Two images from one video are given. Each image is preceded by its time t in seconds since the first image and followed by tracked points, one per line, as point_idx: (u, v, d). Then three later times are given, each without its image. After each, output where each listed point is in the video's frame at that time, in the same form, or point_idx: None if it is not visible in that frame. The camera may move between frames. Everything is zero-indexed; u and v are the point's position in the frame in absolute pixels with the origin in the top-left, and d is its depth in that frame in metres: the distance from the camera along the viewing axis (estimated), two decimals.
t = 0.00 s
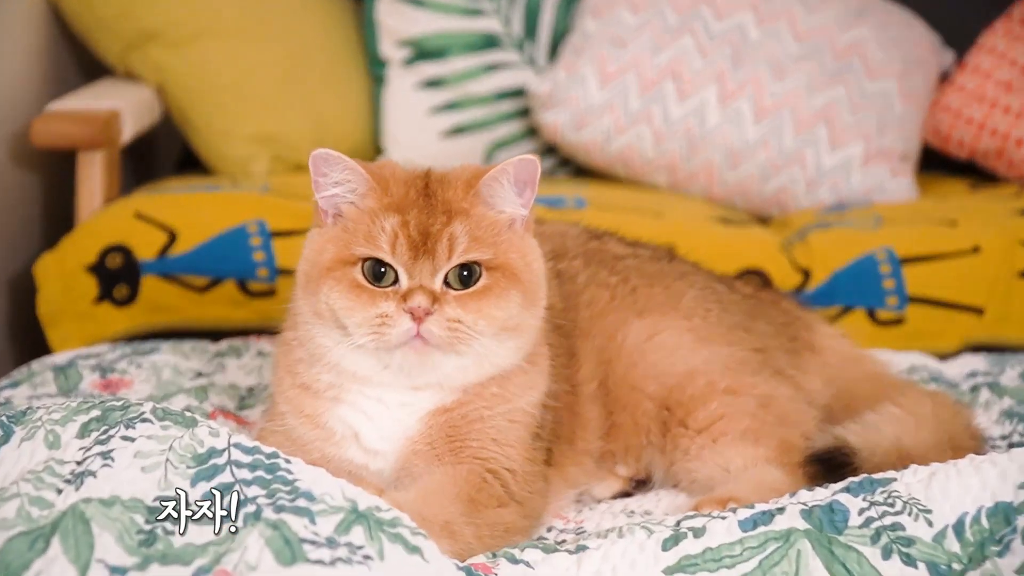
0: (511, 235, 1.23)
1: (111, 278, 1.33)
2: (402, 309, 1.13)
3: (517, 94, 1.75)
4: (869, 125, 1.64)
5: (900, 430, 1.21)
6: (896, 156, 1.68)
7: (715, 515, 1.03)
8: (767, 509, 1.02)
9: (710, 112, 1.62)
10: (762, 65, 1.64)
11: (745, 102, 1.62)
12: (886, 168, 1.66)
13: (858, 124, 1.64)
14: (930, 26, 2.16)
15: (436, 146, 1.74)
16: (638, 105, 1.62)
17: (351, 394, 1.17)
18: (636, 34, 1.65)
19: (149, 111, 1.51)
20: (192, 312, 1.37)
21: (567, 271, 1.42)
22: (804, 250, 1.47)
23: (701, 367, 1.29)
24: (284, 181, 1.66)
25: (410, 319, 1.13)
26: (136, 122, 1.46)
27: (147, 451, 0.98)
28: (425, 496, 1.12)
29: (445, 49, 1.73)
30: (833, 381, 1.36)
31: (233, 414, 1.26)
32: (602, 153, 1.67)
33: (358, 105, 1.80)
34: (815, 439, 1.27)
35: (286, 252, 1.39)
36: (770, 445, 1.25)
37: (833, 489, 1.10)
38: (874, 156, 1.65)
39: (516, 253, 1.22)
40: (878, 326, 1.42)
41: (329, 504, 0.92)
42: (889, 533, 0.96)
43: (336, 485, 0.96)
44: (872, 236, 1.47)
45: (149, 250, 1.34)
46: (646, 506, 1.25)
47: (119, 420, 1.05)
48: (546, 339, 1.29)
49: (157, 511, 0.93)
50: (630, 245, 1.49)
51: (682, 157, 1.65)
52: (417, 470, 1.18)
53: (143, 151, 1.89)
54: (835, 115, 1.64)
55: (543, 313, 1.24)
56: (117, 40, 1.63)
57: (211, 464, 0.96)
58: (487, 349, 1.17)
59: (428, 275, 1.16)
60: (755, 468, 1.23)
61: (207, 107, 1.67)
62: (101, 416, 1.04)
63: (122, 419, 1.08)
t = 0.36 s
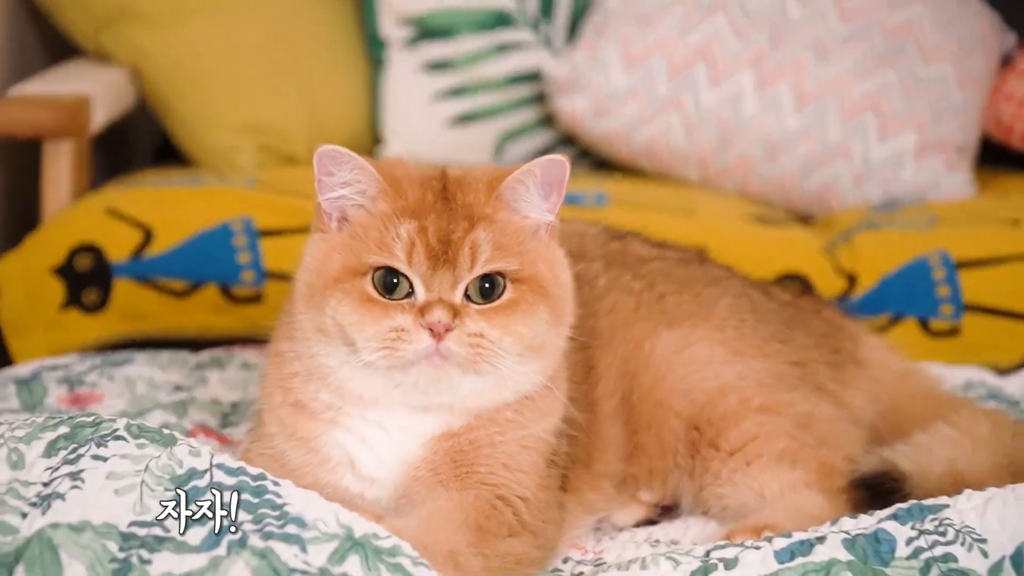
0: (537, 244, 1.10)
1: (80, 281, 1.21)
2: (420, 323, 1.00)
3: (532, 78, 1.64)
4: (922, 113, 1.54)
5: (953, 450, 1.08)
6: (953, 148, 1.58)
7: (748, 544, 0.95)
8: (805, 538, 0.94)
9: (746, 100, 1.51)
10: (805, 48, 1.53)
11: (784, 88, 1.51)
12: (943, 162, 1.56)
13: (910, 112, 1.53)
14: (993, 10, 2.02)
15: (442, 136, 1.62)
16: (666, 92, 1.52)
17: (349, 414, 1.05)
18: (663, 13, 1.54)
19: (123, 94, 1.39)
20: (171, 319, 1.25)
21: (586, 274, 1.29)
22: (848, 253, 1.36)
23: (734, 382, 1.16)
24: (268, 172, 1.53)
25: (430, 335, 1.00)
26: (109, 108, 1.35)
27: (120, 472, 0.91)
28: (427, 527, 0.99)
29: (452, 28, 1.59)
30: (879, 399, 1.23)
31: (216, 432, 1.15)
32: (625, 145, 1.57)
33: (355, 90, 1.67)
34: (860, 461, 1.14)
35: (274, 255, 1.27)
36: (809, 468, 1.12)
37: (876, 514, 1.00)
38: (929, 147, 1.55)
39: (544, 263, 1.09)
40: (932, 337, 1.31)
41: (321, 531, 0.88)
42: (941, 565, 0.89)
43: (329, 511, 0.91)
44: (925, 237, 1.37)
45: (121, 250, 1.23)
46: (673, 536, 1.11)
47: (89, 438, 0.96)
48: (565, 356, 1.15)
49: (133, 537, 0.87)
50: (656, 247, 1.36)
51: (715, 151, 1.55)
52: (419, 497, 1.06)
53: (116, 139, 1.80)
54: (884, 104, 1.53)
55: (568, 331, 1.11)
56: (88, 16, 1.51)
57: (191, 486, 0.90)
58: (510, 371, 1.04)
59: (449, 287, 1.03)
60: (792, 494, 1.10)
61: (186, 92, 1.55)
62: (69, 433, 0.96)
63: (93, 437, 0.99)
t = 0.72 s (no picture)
0: (551, 244, 0.98)
1: (38, 282, 1.13)
2: (424, 337, 0.89)
3: (540, 54, 1.52)
4: (973, 98, 1.44)
5: (1005, 470, 0.97)
6: (1006, 137, 1.47)
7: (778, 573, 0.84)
8: (841, 566, 0.84)
9: (779, 80, 1.43)
10: (844, 24, 1.44)
11: (821, 69, 1.43)
12: (995, 151, 1.45)
13: (959, 97, 1.44)
14: None
15: (443, 119, 1.51)
16: (690, 71, 1.44)
17: (337, 426, 0.93)
18: None
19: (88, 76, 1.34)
20: (137, 323, 1.17)
21: (601, 273, 1.16)
22: (891, 252, 1.29)
23: (765, 394, 1.04)
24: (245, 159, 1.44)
25: (435, 351, 0.89)
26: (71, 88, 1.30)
27: (85, 492, 0.80)
28: (423, 554, 0.89)
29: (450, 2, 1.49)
30: (923, 412, 1.11)
31: (190, 448, 1.03)
32: (643, 130, 1.50)
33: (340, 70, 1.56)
34: (902, 480, 1.02)
35: (252, 250, 1.19)
36: (845, 489, 0.99)
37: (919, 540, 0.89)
38: (980, 136, 1.45)
39: (560, 265, 0.97)
40: (983, 344, 1.24)
41: (306, 559, 0.79)
42: None
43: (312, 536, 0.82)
44: (977, 234, 1.29)
45: (83, 247, 1.15)
46: (696, 563, 0.97)
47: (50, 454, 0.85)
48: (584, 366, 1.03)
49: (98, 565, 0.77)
50: (677, 244, 1.24)
51: (743, 135, 1.47)
52: (417, 518, 0.94)
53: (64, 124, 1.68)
54: (931, 85, 1.43)
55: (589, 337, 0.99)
56: None
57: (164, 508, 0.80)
58: (523, 387, 0.93)
59: (456, 297, 0.92)
60: (828, 518, 0.98)
61: (158, 65, 1.46)
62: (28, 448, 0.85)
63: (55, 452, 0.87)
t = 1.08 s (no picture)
0: (547, 235, 0.91)
1: None
2: (411, 336, 0.81)
3: (533, 32, 1.46)
4: (1001, 78, 1.37)
5: None
6: None
7: None
8: None
9: (793, 59, 1.35)
10: None
11: (839, 47, 1.35)
12: None
13: (987, 76, 1.36)
14: None
15: (427, 99, 1.47)
16: (698, 50, 1.36)
17: (313, 429, 0.85)
18: None
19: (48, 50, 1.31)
20: (103, 319, 1.15)
21: (600, 266, 1.09)
22: (913, 245, 1.24)
23: (775, 398, 0.96)
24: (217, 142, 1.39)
25: (423, 351, 0.81)
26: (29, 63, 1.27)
27: (47, 500, 0.74)
28: (409, 570, 0.82)
29: None
30: (946, 416, 1.03)
31: (158, 455, 0.96)
32: (649, 113, 1.43)
33: (317, 53, 1.52)
34: (922, 485, 0.94)
35: (223, 245, 1.16)
36: (861, 496, 0.91)
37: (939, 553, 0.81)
38: (1010, 117, 1.38)
39: (556, 258, 0.90)
40: (1009, 343, 1.17)
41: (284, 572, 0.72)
42: None
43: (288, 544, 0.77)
44: (1005, 224, 1.23)
45: (44, 240, 1.13)
46: None
47: (9, 461, 0.79)
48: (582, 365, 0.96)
49: None
50: (682, 234, 1.16)
51: (756, 119, 1.40)
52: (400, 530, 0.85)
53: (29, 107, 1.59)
54: (957, 64, 1.36)
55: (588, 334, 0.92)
56: None
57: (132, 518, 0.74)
58: (516, 389, 0.86)
59: (445, 293, 0.84)
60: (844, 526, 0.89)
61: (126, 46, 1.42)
62: None
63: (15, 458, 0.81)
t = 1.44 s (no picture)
0: (537, 220, 0.90)
1: None
2: (401, 320, 0.81)
3: (522, 19, 1.46)
4: (991, 65, 1.37)
5: None
6: None
7: (777, 574, 0.78)
8: (846, 565, 0.77)
9: (782, 44, 1.36)
10: None
11: (827, 32, 1.35)
12: (1015, 120, 1.38)
13: (977, 62, 1.36)
14: None
15: (416, 86, 1.47)
16: (687, 36, 1.37)
17: (299, 414, 0.85)
18: None
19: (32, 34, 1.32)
20: (93, 307, 1.17)
21: (590, 251, 1.09)
22: (904, 232, 1.25)
23: (765, 385, 0.96)
24: (209, 131, 1.40)
25: (413, 336, 0.80)
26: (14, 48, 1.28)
27: (37, 486, 0.74)
28: (408, 569, 0.80)
29: None
30: (937, 403, 1.03)
31: (148, 441, 0.96)
32: (637, 99, 1.44)
33: (309, 43, 1.53)
34: (912, 472, 0.93)
35: (214, 228, 1.19)
36: (852, 483, 0.90)
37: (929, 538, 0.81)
38: (999, 104, 1.38)
39: (547, 243, 0.90)
40: (999, 329, 1.17)
41: (272, 559, 0.72)
42: None
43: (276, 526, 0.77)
44: (995, 211, 1.24)
45: (34, 226, 1.15)
46: (689, 563, 0.87)
47: None
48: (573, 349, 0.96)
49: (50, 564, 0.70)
50: (673, 220, 1.16)
51: (744, 104, 1.41)
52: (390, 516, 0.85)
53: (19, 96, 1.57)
54: (946, 50, 1.36)
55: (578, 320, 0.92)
56: None
57: (121, 504, 0.74)
58: (507, 374, 0.86)
59: (434, 275, 0.83)
60: (833, 513, 0.88)
61: (118, 33, 1.43)
62: None
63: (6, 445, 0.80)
